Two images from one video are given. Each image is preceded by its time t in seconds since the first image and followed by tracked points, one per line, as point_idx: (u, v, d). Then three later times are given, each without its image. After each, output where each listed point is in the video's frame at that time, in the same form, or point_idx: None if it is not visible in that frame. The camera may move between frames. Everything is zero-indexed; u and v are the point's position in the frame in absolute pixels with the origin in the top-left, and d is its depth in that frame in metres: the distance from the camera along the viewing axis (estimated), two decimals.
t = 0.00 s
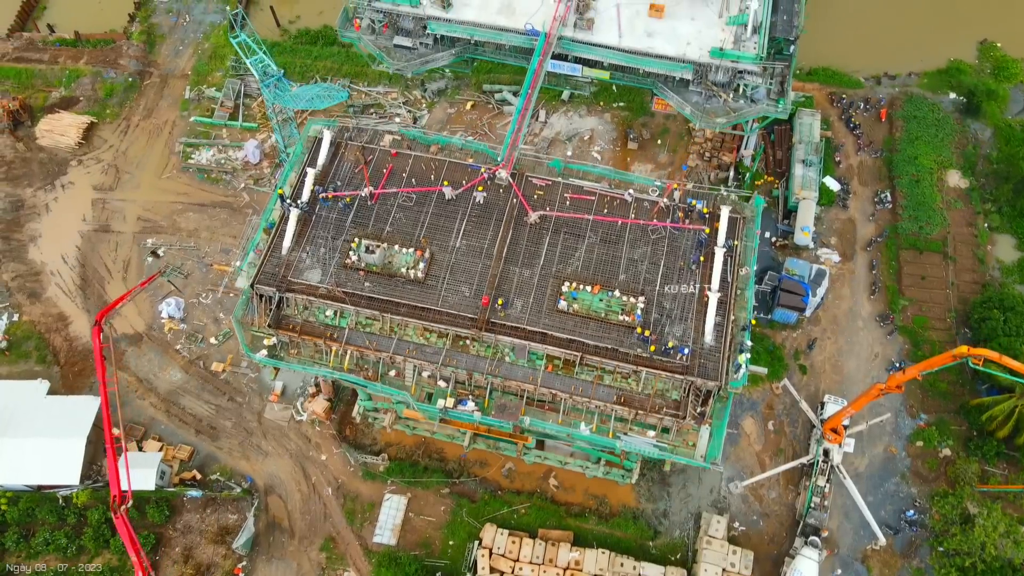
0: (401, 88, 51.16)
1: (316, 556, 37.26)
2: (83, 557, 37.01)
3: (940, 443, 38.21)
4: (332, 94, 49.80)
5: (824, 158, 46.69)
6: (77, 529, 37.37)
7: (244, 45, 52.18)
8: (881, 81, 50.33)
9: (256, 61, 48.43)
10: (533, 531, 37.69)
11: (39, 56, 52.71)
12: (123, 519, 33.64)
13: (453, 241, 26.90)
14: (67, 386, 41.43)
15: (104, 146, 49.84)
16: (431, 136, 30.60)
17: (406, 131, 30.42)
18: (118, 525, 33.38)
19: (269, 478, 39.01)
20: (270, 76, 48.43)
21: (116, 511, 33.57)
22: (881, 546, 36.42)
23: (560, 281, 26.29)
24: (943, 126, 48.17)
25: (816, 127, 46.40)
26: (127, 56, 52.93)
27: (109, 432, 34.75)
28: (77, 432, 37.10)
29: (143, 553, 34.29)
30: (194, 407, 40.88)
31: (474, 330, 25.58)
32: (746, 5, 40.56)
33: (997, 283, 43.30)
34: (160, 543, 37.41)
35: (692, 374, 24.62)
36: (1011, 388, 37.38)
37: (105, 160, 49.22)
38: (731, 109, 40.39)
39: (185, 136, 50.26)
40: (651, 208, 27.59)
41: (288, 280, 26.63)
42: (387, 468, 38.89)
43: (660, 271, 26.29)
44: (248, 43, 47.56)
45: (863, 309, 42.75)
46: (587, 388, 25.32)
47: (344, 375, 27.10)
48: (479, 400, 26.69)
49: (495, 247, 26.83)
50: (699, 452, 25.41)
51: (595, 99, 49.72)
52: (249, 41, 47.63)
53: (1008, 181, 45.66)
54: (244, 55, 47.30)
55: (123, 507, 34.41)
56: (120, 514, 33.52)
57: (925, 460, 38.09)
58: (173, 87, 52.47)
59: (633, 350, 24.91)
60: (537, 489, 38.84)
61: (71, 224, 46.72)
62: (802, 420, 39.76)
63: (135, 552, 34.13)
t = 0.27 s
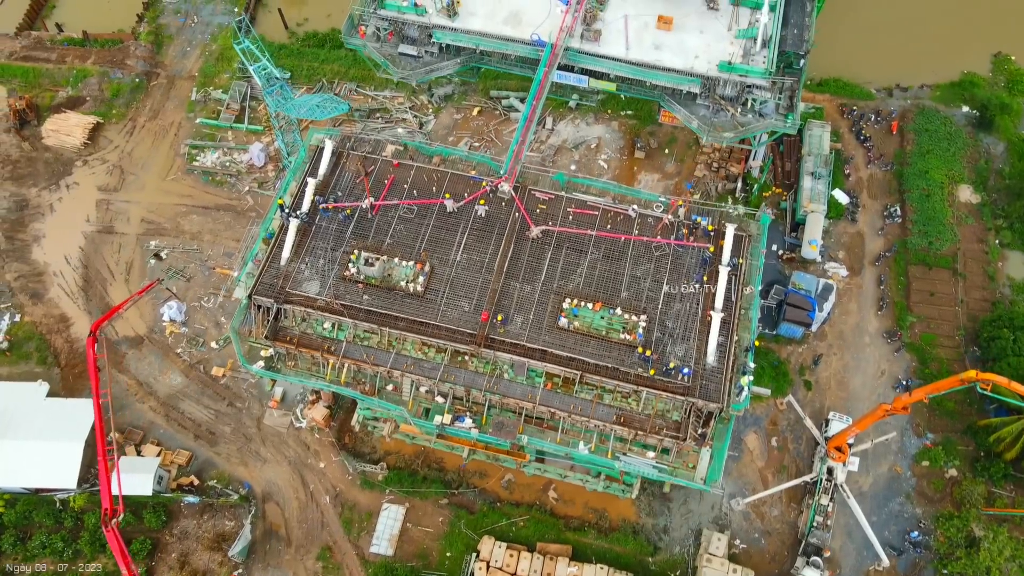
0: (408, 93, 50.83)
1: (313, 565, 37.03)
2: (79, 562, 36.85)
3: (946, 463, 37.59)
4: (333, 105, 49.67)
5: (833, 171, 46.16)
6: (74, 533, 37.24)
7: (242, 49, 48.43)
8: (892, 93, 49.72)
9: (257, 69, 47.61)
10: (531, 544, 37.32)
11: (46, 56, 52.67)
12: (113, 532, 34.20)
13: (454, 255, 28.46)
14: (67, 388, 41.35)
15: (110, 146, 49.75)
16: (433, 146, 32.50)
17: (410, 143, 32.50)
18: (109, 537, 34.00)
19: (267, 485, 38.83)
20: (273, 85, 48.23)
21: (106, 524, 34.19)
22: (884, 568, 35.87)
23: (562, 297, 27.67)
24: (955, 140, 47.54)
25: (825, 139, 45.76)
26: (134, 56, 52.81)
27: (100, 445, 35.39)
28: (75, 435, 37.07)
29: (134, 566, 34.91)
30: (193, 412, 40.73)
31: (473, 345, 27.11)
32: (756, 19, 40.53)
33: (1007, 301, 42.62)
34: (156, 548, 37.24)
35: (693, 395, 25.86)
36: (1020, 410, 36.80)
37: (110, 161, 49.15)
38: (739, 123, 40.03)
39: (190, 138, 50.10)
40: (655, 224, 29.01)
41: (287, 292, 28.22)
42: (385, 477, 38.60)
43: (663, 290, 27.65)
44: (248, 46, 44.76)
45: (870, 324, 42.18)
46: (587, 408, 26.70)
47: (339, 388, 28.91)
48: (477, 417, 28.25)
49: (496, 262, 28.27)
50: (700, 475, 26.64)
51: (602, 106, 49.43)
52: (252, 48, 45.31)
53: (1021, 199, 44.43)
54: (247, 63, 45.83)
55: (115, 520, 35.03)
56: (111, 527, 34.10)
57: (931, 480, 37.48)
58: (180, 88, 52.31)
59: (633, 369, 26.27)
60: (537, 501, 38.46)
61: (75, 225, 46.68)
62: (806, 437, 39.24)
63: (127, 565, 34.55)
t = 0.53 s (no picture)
0: (413, 96, 50.53)
1: (308, 572, 36.83)
2: (75, 564, 36.77)
3: (950, 479, 37.08)
4: (333, 113, 49.49)
5: (840, 180, 45.69)
6: (70, 535, 37.18)
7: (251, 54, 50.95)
8: (901, 102, 49.23)
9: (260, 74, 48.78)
10: (529, 554, 36.97)
11: (51, 55, 52.59)
12: (105, 542, 33.40)
13: (453, 264, 29.73)
14: (66, 389, 41.31)
15: (113, 146, 49.65)
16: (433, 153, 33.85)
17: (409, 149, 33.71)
18: (99, 548, 33.19)
19: (264, 490, 38.67)
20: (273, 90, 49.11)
21: (97, 534, 33.45)
22: None
23: (562, 310, 28.87)
24: (963, 150, 47.01)
25: (832, 148, 45.33)
26: (139, 56, 52.63)
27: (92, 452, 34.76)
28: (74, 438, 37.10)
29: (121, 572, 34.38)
30: (192, 415, 40.60)
31: (470, 357, 28.06)
32: (762, 29, 40.18)
33: (1015, 314, 42.05)
34: (152, 552, 37.13)
35: (692, 411, 26.89)
36: None
37: (113, 161, 49.03)
38: (744, 134, 40.22)
39: (194, 139, 49.91)
40: (657, 236, 30.33)
41: (283, 300, 29.36)
42: (383, 484, 38.37)
43: (663, 304, 28.88)
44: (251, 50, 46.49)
45: (875, 336, 41.70)
46: (585, 423, 27.73)
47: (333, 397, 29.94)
48: (472, 429, 29.24)
49: (494, 273, 29.58)
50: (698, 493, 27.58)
51: (607, 112, 49.04)
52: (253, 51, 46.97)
53: None
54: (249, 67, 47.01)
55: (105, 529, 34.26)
56: (101, 537, 33.29)
57: (934, 495, 36.99)
58: (184, 89, 52.12)
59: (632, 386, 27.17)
60: (535, 511, 38.14)
61: (77, 225, 46.62)
62: (808, 449, 38.81)
63: None
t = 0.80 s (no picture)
0: (416, 98, 50.31)
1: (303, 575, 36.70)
2: (70, 564, 36.71)
3: (952, 491, 36.68)
4: (330, 118, 49.58)
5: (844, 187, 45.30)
6: (66, 535, 37.11)
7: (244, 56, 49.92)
8: (907, 109, 48.81)
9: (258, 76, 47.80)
10: (525, 561, 36.71)
11: (55, 53, 52.57)
12: (94, 547, 33.06)
13: (450, 271, 30.12)
14: (64, 389, 41.29)
15: (115, 145, 49.57)
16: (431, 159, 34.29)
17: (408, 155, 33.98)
18: (89, 552, 32.84)
19: (261, 492, 38.54)
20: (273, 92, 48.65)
21: (87, 538, 33.09)
22: None
23: (559, 318, 29.17)
24: (970, 158, 46.58)
25: (837, 155, 44.97)
26: (143, 55, 52.45)
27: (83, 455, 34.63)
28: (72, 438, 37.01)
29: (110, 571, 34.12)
30: (189, 416, 40.50)
31: (466, 364, 28.39)
32: (767, 36, 39.92)
33: (1020, 325, 41.60)
34: (148, 553, 37.07)
35: (690, 423, 27.24)
36: None
37: (115, 160, 48.94)
38: (746, 141, 40.15)
39: (196, 138, 49.76)
40: (657, 243, 30.68)
41: (277, 304, 29.79)
42: (379, 488, 38.12)
43: (662, 313, 29.18)
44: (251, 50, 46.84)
45: (877, 345, 41.33)
46: (581, 434, 28.09)
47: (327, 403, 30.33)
48: (467, 438, 29.50)
49: (492, 280, 29.93)
50: (694, 506, 27.91)
51: (611, 116, 48.74)
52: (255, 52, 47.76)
53: None
54: (248, 66, 46.62)
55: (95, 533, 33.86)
56: (91, 541, 32.93)
57: (935, 507, 36.60)
58: (187, 88, 51.90)
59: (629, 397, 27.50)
60: (532, 517, 37.88)
61: (78, 224, 46.59)
62: (808, 459, 38.46)
63: None
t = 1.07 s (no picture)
0: (418, 98, 50.13)
1: None
2: (65, 562, 36.69)
3: (952, 500, 36.32)
4: (326, 119, 49.39)
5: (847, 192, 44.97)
6: (61, 533, 37.10)
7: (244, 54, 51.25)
8: (912, 114, 48.46)
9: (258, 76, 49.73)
10: (521, 565, 36.51)
11: (59, 49, 52.61)
12: (84, 546, 34.12)
13: (446, 273, 30.59)
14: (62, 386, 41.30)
15: (117, 142, 49.59)
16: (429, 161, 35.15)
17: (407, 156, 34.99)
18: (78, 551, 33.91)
19: (257, 492, 38.46)
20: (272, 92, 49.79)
21: (77, 539, 34.06)
22: None
23: (555, 322, 29.54)
24: (975, 164, 46.19)
25: (841, 159, 44.66)
26: (146, 52, 52.41)
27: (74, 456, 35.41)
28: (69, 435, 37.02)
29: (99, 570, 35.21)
30: (187, 415, 40.45)
31: (460, 368, 28.82)
32: (769, 40, 39.82)
33: None
34: (143, 552, 37.05)
35: (685, 430, 27.62)
36: None
37: (117, 157, 48.97)
38: (747, 146, 39.83)
39: (198, 136, 49.71)
40: (654, 248, 31.12)
41: (273, 305, 30.26)
42: (375, 489, 37.99)
43: (659, 318, 29.56)
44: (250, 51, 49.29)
45: (879, 352, 41.01)
46: (576, 438, 28.44)
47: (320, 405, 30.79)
48: (461, 443, 29.88)
49: (488, 283, 30.39)
50: (689, 513, 28.26)
51: (613, 118, 48.48)
52: (254, 52, 50.37)
53: None
54: (246, 65, 48.93)
55: (85, 533, 34.91)
56: (80, 542, 33.93)
57: (935, 517, 36.27)
58: (190, 86, 51.86)
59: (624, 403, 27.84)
60: (529, 520, 37.68)
61: (79, 221, 46.63)
62: (807, 466, 38.18)
63: None
